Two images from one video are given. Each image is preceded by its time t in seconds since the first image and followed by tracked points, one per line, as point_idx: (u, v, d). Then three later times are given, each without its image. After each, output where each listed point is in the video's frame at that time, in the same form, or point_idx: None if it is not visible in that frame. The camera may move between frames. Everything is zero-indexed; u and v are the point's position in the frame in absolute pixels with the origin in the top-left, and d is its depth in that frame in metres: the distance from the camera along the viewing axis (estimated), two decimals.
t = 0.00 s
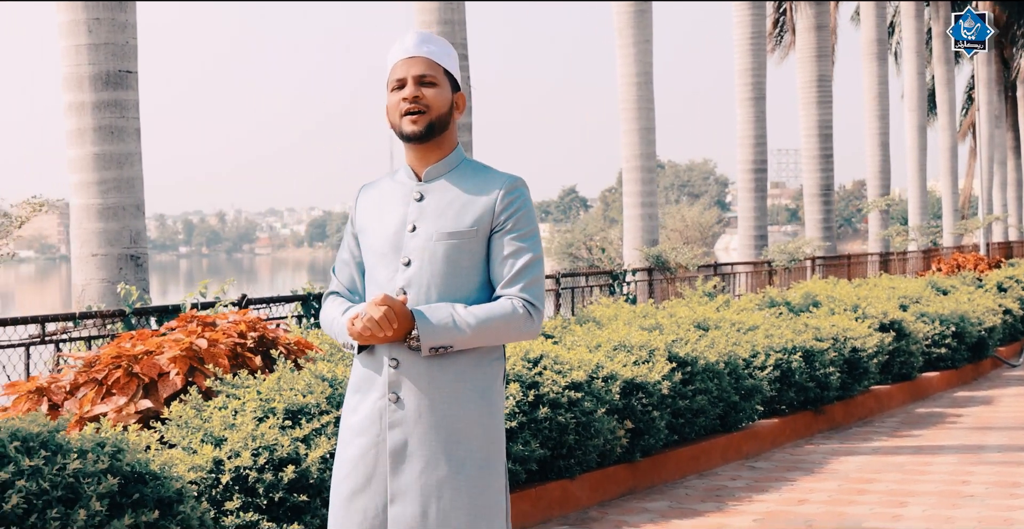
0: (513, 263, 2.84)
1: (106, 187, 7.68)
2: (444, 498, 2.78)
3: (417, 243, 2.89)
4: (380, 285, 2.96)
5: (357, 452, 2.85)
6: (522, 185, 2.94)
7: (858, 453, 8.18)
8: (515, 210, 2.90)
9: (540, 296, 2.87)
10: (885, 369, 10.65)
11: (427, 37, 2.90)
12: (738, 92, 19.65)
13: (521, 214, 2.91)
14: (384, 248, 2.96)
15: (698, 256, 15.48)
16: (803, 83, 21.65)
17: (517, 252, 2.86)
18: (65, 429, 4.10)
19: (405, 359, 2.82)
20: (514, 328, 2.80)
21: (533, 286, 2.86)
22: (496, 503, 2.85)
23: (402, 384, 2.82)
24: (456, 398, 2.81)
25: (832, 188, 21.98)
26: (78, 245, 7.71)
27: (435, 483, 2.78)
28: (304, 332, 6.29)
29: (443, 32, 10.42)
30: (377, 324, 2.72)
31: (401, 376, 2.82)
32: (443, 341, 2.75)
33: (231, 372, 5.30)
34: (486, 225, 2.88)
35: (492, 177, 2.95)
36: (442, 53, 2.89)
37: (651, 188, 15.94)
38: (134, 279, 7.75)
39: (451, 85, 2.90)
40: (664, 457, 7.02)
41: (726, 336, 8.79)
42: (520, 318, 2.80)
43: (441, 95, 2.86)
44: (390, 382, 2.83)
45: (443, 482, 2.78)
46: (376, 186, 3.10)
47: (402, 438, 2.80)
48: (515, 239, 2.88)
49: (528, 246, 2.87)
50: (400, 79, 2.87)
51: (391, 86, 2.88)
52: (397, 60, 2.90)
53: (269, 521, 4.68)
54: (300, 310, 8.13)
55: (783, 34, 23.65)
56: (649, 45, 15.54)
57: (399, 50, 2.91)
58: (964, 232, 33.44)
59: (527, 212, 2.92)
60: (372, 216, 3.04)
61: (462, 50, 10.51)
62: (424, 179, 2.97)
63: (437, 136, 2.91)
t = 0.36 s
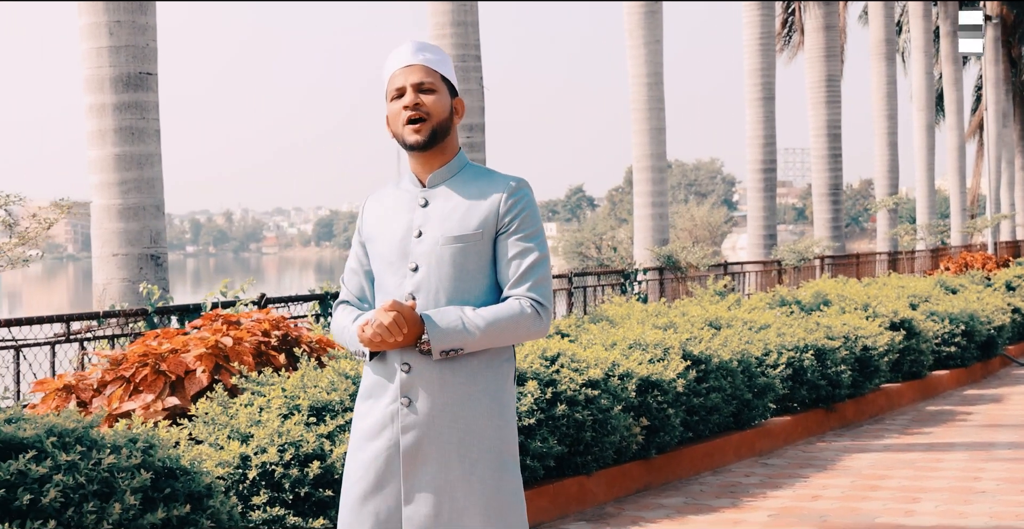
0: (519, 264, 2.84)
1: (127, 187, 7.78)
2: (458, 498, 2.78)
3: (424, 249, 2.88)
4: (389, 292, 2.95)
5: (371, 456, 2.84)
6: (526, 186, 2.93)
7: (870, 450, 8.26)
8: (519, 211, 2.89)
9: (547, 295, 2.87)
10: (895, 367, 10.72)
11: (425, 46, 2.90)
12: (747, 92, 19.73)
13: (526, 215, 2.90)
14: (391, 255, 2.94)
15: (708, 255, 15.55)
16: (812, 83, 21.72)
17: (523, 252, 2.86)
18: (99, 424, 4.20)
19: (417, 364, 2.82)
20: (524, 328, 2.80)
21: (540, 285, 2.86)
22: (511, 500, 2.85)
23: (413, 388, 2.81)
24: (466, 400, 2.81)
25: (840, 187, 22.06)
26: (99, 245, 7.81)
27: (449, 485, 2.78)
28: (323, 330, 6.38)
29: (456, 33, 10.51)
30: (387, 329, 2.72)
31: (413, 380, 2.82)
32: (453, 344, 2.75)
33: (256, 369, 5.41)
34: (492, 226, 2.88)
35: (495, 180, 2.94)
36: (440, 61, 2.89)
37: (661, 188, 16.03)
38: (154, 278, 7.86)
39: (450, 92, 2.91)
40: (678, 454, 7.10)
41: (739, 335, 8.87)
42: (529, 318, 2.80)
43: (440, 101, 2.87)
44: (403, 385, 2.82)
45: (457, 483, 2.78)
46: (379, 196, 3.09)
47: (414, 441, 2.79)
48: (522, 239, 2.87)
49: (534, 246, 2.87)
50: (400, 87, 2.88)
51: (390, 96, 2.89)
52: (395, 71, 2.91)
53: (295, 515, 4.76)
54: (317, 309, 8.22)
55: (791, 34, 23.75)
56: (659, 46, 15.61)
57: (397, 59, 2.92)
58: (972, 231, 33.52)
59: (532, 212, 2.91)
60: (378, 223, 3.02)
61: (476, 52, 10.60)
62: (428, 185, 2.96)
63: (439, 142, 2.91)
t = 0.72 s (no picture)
0: (505, 249, 2.87)
1: (151, 189, 7.89)
2: (463, 485, 2.80)
3: (411, 242, 2.90)
4: (379, 287, 2.96)
5: (373, 452, 2.84)
6: (506, 173, 2.96)
7: (884, 448, 8.37)
8: (501, 199, 2.92)
9: (536, 277, 2.89)
10: (906, 367, 10.82)
11: (401, 46, 2.93)
12: (756, 93, 19.81)
13: (507, 203, 2.92)
14: (377, 251, 2.97)
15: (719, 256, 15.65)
16: (821, 84, 21.80)
17: (508, 237, 2.88)
18: (138, 420, 4.32)
19: (413, 356, 2.83)
20: (513, 311, 2.82)
21: (527, 268, 2.88)
22: (511, 485, 2.88)
23: (412, 380, 2.82)
24: (463, 388, 2.83)
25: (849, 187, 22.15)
26: (123, 246, 7.93)
27: (453, 473, 2.80)
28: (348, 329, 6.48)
29: (471, 36, 10.60)
30: (382, 326, 2.74)
31: (411, 372, 2.83)
32: (447, 333, 2.77)
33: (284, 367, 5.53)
34: (477, 215, 2.91)
35: (476, 172, 2.98)
36: (417, 58, 2.92)
37: (672, 189, 16.13)
38: (177, 279, 7.98)
39: (428, 89, 2.93)
40: (694, 451, 7.21)
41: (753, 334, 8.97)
42: (517, 300, 2.82)
43: (419, 97, 2.89)
44: (400, 379, 2.83)
45: (461, 471, 2.80)
46: (361, 197, 3.12)
47: (417, 432, 2.81)
48: (507, 226, 2.90)
49: (520, 230, 2.90)
50: (378, 86, 2.90)
51: (370, 96, 2.92)
52: (373, 72, 2.93)
53: (326, 510, 4.86)
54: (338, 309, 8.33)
55: (800, 35, 23.86)
56: (670, 47, 15.70)
57: (373, 62, 2.95)
58: (981, 232, 33.60)
59: (514, 199, 2.93)
60: (362, 222, 3.04)
61: (490, 54, 10.70)
62: (410, 180, 2.99)
63: (418, 138, 2.94)
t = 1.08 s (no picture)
0: (498, 257, 2.92)
1: (171, 190, 7.99)
2: (455, 486, 2.83)
3: (404, 247, 2.92)
4: (369, 291, 2.97)
5: (365, 454, 2.86)
6: (495, 182, 3.00)
7: (895, 447, 8.46)
8: (495, 207, 2.96)
9: (525, 284, 2.96)
10: (917, 366, 10.90)
11: (385, 51, 2.93)
12: (765, 94, 19.87)
13: (500, 211, 2.97)
14: (368, 254, 2.97)
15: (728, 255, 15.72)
16: (828, 85, 21.85)
17: (500, 247, 2.94)
18: (170, 418, 4.42)
19: (406, 359, 2.85)
20: (507, 319, 2.87)
21: (517, 277, 2.94)
22: (498, 488, 2.91)
23: (404, 383, 2.85)
24: (454, 391, 2.86)
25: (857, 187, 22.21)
26: (144, 247, 8.03)
27: (446, 473, 2.83)
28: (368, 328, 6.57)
29: (483, 38, 10.65)
30: (381, 330, 2.74)
31: (403, 375, 2.85)
32: (442, 338, 2.80)
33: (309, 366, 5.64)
34: (470, 221, 2.94)
35: (467, 179, 3.00)
36: (400, 64, 2.92)
37: (681, 189, 16.20)
38: (197, 278, 8.08)
39: (414, 95, 2.94)
40: (708, 449, 7.29)
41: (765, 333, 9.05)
42: (511, 308, 2.88)
43: (406, 105, 2.90)
44: (392, 382, 2.85)
45: (453, 472, 2.83)
46: (346, 199, 3.12)
47: (411, 434, 2.83)
48: (498, 234, 2.94)
49: (509, 240, 2.95)
50: (364, 95, 2.90)
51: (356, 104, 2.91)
52: (359, 79, 2.93)
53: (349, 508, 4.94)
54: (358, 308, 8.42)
55: (808, 36, 23.93)
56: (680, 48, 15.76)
57: (357, 70, 2.94)
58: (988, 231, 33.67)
59: (504, 207, 2.98)
60: (350, 224, 3.04)
61: (502, 56, 10.75)
62: (401, 185, 2.99)
63: (407, 145, 2.95)
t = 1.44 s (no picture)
0: (503, 258, 2.96)
1: (187, 190, 8.10)
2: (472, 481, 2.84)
3: (413, 248, 2.92)
4: (377, 290, 2.97)
5: (381, 453, 2.87)
6: (498, 183, 3.02)
7: (902, 443, 8.55)
8: (500, 209, 2.99)
9: (529, 282, 3.01)
10: (923, 363, 11.00)
11: (391, 50, 2.91)
12: (770, 93, 19.95)
13: (503, 213, 3.00)
14: (376, 254, 2.97)
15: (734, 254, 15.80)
16: (833, 85, 21.91)
17: (507, 248, 2.97)
18: (196, 412, 4.51)
19: (419, 358, 2.87)
20: (515, 319, 2.92)
21: (522, 278, 2.98)
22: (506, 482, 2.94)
23: (417, 381, 2.86)
24: (466, 386, 2.88)
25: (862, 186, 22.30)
26: (160, 246, 8.15)
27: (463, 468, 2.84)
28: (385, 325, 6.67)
29: (493, 38, 10.69)
30: (402, 330, 2.74)
31: (416, 373, 2.87)
32: (456, 338, 2.82)
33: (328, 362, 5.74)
34: (477, 223, 2.96)
35: (473, 179, 3.01)
36: (407, 64, 2.91)
37: (687, 189, 16.28)
38: (212, 277, 8.20)
39: (421, 94, 2.93)
40: (718, 445, 7.39)
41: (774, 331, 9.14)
42: (518, 308, 2.93)
43: (415, 106, 2.89)
44: (405, 380, 2.86)
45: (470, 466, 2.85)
46: (346, 195, 3.10)
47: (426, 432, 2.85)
48: (505, 236, 2.98)
49: (513, 240, 2.99)
50: (373, 95, 2.88)
51: (365, 103, 2.89)
52: (366, 79, 2.91)
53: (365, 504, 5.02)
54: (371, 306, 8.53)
55: (813, 36, 24.02)
56: (686, 49, 15.83)
57: (364, 68, 2.92)
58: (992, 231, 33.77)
59: (507, 209, 3.00)
60: (354, 222, 3.03)
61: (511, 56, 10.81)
62: (406, 185, 2.99)
63: (414, 147, 2.94)
